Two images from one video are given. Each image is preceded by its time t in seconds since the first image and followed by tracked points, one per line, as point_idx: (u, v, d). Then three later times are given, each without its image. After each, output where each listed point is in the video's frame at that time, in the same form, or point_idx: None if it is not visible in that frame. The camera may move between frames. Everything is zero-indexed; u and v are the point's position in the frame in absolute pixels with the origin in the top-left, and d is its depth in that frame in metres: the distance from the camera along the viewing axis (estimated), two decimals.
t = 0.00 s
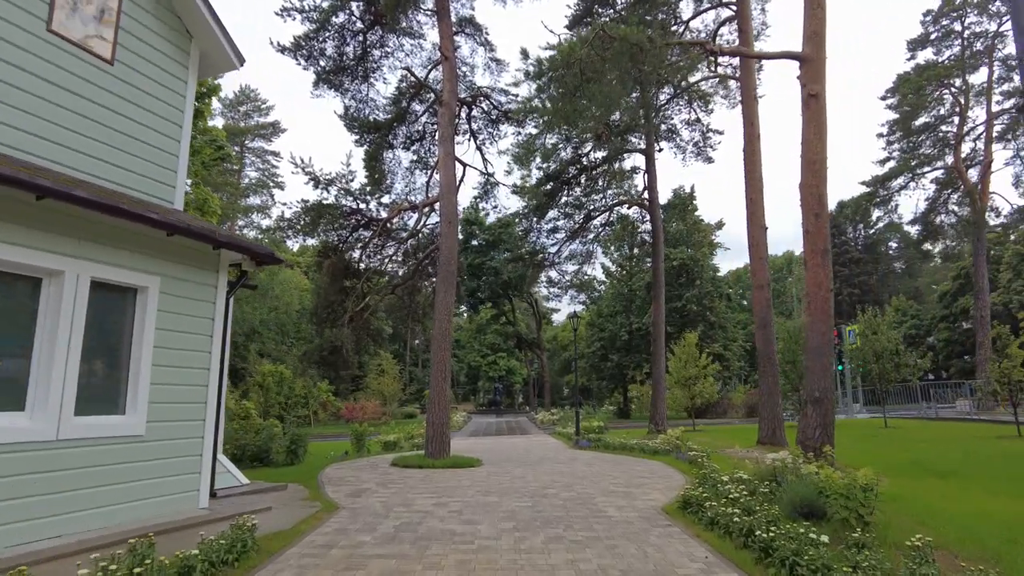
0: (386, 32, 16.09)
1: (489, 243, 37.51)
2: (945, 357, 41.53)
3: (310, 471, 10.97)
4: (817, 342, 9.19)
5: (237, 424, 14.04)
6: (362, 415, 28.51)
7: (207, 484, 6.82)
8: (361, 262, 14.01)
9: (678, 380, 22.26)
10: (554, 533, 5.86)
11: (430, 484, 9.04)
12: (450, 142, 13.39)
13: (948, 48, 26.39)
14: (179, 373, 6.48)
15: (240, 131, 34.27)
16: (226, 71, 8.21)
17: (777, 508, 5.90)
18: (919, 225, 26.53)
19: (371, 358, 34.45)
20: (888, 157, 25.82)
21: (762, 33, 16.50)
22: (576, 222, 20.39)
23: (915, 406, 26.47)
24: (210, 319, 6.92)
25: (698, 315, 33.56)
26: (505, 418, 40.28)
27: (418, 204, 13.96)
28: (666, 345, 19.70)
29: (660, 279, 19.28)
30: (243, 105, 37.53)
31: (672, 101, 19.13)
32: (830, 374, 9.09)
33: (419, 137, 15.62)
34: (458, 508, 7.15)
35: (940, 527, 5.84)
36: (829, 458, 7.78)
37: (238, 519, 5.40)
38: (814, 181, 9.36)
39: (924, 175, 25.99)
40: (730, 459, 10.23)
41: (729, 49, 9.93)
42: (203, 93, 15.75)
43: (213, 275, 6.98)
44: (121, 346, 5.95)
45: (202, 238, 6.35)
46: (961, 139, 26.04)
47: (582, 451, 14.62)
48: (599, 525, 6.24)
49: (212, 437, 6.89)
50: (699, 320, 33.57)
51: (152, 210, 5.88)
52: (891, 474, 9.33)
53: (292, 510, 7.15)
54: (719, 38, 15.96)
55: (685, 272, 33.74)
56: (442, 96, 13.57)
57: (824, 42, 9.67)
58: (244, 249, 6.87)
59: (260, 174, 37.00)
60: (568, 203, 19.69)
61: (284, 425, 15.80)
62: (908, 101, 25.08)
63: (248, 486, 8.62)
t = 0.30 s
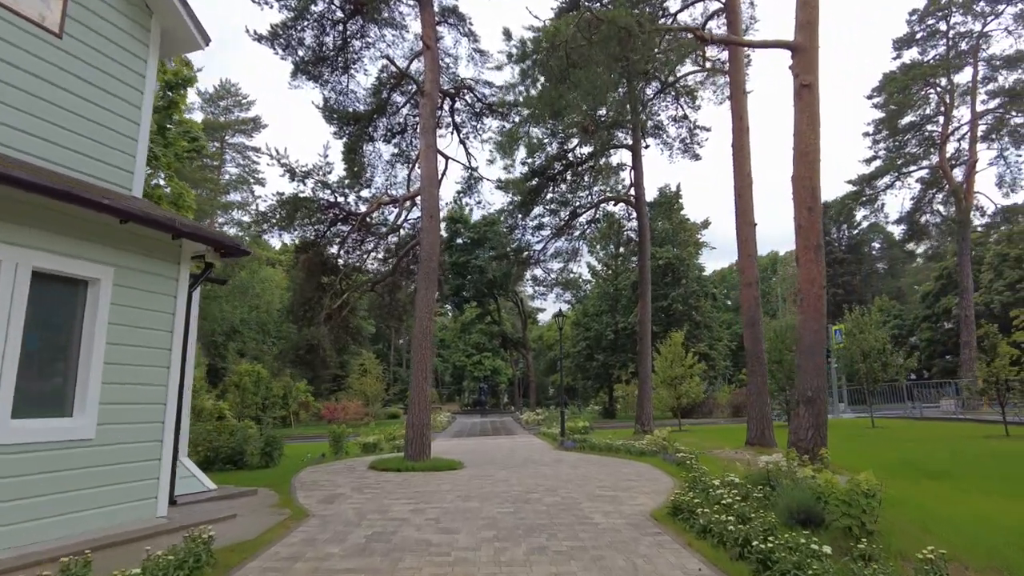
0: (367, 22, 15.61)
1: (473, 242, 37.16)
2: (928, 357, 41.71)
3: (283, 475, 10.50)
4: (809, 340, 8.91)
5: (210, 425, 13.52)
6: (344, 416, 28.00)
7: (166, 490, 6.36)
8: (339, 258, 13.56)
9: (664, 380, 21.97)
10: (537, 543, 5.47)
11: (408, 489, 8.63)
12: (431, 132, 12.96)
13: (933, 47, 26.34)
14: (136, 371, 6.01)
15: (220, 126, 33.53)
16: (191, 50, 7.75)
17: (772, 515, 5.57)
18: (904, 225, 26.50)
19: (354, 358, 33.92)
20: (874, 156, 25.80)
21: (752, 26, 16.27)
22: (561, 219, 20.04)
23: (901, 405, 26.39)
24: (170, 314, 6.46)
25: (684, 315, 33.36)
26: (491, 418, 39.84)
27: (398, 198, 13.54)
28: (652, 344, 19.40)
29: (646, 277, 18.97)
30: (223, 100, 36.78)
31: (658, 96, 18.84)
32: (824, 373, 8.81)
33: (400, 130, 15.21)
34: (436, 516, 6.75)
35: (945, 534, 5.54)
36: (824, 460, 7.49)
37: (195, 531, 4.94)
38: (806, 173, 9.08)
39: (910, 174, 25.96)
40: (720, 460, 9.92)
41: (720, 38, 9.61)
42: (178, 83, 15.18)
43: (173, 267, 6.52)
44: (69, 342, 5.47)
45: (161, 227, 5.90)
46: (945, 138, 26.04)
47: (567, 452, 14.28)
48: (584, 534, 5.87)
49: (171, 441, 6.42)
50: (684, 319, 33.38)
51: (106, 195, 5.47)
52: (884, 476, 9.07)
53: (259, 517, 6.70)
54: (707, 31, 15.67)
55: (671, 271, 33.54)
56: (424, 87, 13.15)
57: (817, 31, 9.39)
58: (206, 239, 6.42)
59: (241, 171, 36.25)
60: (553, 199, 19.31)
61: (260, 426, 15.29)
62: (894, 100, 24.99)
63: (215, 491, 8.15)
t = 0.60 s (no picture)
0: (351, 10, 15.16)
1: (461, 240, 36.78)
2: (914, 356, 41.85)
3: (261, 477, 10.08)
4: (807, 337, 8.63)
5: (187, 425, 13.05)
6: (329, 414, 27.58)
7: (130, 494, 5.93)
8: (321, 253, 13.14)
9: (654, 379, 21.69)
10: (526, 551, 5.12)
11: (390, 492, 8.24)
12: (417, 123, 12.55)
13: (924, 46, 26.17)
14: (96, 367, 5.59)
15: (202, 120, 32.82)
16: (160, 26, 7.31)
17: (774, 521, 5.26)
18: (894, 224, 26.42)
19: (340, 356, 33.46)
20: (864, 154, 25.68)
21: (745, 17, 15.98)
22: (550, 215, 19.70)
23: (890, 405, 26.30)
24: (135, 306, 6.04)
25: (673, 314, 33.15)
26: (479, 417, 39.52)
27: (382, 191, 13.14)
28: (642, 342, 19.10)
29: (637, 275, 18.67)
30: (207, 94, 36.08)
31: (649, 91, 18.55)
32: (821, 371, 8.54)
33: (385, 121, 14.84)
34: (419, 521, 6.39)
35: (957, 540, 5.25)
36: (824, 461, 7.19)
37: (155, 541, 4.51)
38: (804, 165, 8.80)
39: (899, 173, 25.90)
40: (714, 461, 9.63)
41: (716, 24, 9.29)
42: (157, 73, 14.63)
43: (139, 256, 6.11)
44: (21, 335, 5.04)
45: (122, 212, 5.48)
46: (935, 137, 25.92)
47: (555, 452, 13.96)
48: (576, 540, 5.52)
49: (137, 442, 5.99)
50: (674, 318, 33.18)
51: (62, 177, 5.07)
52: (883, 476, 8.82)
53: (231, 523, 6.30)
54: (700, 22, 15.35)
55: (661, 269, 33.33)
56: (410, 76, 12.75)
57: (816, 18, 9.07)
58: (174, 227, 6.03)
59: (225, 166, 35.57)
60: (542, 194, 18.96)
61: (239, 426, 14.83)
62: (885, 99, 24.83)
63: (187, 495, 7.73)
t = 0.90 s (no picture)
0: (339, 2, 14.78)
1: (452, 239, 36.43)
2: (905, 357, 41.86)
3: (240, 483, 9.67)
4: (807, 338, 8.35)
5: (167, 427, 12.60)
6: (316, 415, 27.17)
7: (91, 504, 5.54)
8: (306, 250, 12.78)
9: (646, 380, 21.40)
10: (515, 567, 4.77)
11: (373, 499, 7.86)
12: (405, 117, 12.19)
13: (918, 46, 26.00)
14: (54, 367, 5.21)
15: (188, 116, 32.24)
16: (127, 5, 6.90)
17: (778, 534, 4.97)
18: (887, 225, 26.28)
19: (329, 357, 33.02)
20: (857, 155, 25.53)
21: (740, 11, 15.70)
22: (542, 214, 19.37)
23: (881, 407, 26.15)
24: (100, 304, 5.65)
25: (664, 314, 32.92)
26: (469, 418, 39.15)
27: (369, 186, 12.79)
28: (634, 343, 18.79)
29: (629, 274, 18.37)
30: (194, 91, 35.50)
31: (643, 87, 18.28)
32: (823, 374, 8.25)
33: (373, 116, 14.50)
34: (402, 532, 6.03)
35: (973, 555, 4.93)
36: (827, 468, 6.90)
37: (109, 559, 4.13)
38: (803, 160, 8.53)
39: (892, 174, 25.76)
40: (711, 467, 9.30)
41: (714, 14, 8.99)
42: (139, 65, 14.10)
43: (105, 251, 5.73)
44: None
45: (82, 202, 5.12)
46: (929, 138, 25.77)
47: (546, 455, 13.62)
48: (568, 554, 5.17)
49: (99, 448, 5.60)
50: (666, 319, 32.94)
51: (17, 164, 4.70)
52: (885, 483, 8.53)
53: (202, 535, 5.93)
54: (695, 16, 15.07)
55: (652, 270, 33.10)
56: (398, 68, 12.39)
57: (816, 10, 8.78)
58: (143, 219, 5.67)
59: (213, 163, 35.01)
60: (535, 192, 18.62)
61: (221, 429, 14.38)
62: (879, 98, 24.65)
63: (158, 503, 7.34)
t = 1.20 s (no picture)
0: None
1: (444, 238, 36.05)
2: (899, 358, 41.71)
3: (220, 485, 9.27)
4: (810, 333, 8.01)
5: (148, 427, 12.15)
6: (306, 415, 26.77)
7: (47, 510, 5.15)
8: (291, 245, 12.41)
9: (640, 380, 21.06)
10: None
11: (356, 503, 7.47)
12: (393, 106, 11.81)
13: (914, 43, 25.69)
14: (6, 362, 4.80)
15: (176, 111, 31.66)
16: None
17: (786, 540, 4.65)
18: (883, 224, 26.05)
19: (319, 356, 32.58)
20: (853, 153, 25.28)
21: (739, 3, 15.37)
22: (535, 210, 19.03)
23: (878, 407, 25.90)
24: (58, 295, 5.25)
25: (659, 313, 32.59)
26: (462, 419, 38.90)
27: (356, 178, 12.42)
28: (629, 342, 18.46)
29: (624, 271, 18.02)
30: (183, 86, 34.95)
31: (637, 82, 17.97)
32: (826, 371, 7.93)
33: (360, 108, 14.14)
34: (385, 539, 5.65)
35: (994, 561, 4.61)
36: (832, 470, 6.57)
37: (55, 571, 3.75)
38: (806, 149, 8.22)
39: (888, 172, 25.52)
40: (709, 470, 8.95)
41: None
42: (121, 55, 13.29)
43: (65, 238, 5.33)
44: None
45: (35, 182, 4.72)
46: (925, 135, 25.49)
47: (538, 456, 13.25)
48: (560, 563, 4.82)
49: (55, 450, 5.19)
50: (660, 318, 32.65)
51: None
52: (889, 486, 8.20)
53: (169, 542, 5.54)
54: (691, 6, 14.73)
55: (646, 269, 32.80)
56: (386, 57, 12.00)
57: None
58: (107, 203, 5.31)
59: (201, 160, 34.38)
60: (528, 188, 18.25)
61: (203, 429, 13.96)
62: (875, 95, 24.37)
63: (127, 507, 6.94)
